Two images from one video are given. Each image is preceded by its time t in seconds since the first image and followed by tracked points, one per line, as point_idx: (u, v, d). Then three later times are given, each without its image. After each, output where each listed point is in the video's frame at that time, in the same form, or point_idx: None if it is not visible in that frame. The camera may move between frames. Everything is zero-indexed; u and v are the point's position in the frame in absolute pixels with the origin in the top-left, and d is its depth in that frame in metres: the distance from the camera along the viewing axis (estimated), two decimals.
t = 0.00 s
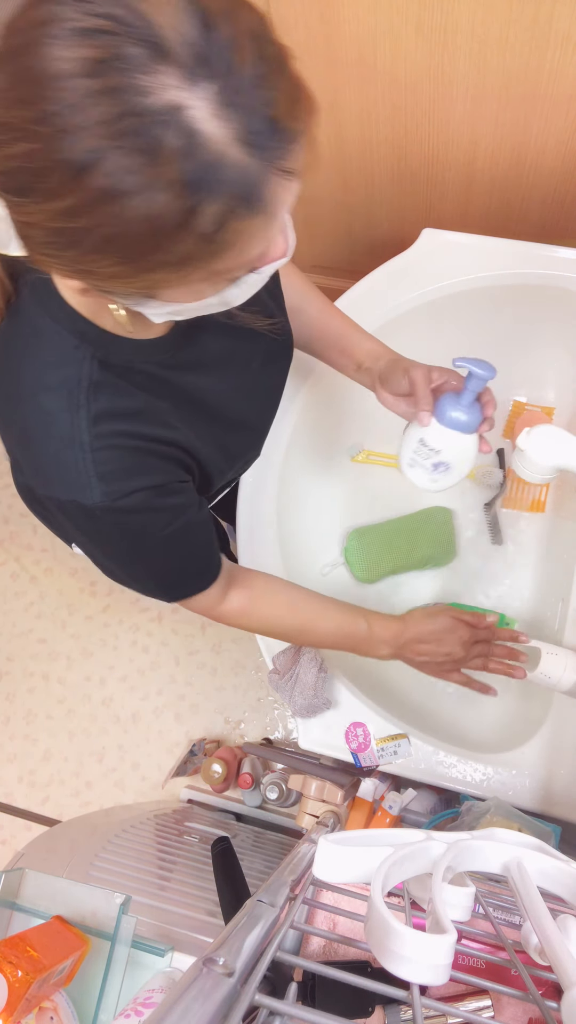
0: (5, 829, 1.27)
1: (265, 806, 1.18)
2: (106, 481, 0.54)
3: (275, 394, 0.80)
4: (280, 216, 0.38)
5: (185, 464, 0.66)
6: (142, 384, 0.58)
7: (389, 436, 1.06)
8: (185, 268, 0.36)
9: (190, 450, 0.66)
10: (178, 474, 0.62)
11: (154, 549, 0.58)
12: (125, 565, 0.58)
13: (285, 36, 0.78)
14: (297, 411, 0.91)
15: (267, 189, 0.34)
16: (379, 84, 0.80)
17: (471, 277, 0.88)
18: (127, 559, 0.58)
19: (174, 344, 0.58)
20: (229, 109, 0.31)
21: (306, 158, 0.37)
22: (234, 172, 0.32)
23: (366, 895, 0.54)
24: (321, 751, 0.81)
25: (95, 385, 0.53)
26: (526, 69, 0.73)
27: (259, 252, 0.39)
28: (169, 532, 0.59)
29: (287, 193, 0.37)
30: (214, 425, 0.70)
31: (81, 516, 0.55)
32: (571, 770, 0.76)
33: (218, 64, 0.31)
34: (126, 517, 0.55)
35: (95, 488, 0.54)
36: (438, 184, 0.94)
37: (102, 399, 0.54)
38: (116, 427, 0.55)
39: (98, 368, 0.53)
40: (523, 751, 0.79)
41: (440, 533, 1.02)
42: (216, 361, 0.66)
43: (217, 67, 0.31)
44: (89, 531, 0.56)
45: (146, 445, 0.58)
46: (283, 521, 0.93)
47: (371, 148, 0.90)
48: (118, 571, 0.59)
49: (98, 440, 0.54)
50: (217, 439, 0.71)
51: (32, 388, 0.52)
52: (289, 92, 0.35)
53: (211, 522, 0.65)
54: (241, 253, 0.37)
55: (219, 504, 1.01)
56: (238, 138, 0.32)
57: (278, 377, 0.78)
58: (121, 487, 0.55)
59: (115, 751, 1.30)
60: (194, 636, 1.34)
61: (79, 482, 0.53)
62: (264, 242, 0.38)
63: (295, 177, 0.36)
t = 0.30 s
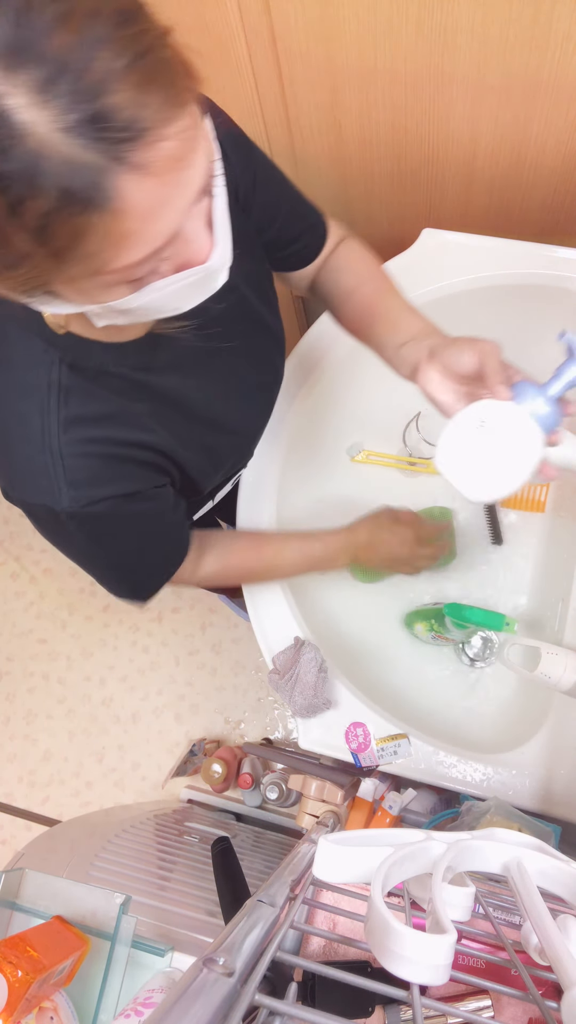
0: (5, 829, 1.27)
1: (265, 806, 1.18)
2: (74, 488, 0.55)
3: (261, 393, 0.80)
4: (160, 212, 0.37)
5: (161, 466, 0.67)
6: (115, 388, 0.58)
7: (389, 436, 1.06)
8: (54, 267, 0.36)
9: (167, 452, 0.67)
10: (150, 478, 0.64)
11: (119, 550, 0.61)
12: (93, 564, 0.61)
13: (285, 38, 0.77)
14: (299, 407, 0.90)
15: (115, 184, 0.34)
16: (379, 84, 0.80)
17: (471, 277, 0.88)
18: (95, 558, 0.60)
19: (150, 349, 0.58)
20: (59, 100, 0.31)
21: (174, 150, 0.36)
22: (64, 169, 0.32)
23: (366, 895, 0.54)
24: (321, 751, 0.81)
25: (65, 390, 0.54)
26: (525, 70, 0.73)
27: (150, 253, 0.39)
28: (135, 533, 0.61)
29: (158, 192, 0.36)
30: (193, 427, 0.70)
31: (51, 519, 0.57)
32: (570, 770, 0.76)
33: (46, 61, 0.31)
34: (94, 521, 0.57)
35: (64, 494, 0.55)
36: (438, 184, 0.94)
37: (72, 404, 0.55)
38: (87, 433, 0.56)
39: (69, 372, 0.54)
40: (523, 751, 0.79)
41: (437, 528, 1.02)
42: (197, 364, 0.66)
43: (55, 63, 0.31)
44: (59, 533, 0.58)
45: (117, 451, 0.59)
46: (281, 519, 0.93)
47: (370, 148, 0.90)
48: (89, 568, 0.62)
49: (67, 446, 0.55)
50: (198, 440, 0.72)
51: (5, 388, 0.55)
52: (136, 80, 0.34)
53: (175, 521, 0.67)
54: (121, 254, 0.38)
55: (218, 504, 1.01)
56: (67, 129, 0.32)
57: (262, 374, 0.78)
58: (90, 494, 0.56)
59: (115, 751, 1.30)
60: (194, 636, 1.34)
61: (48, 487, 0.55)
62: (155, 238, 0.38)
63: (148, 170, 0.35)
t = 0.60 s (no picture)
0: (5, 829, 1.27)
1: (265, 806, 1.18)
2: (83, 492, 0.57)
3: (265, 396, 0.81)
4: (47, 194, 0.35)
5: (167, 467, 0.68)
6: (118, 394, 0.59)
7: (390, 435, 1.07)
8: None
9: (173, 455, 0.68)
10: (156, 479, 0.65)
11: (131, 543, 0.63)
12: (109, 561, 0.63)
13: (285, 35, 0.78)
14: (290, 419, 0.92)
15: None
16: (379, 84, 0.80)
17: (471, 277, 0.88)
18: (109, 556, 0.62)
19: (156, 357, 0.59)
20: None
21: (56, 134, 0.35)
22: None
23: (365, 895, 0.54)
24: (321, 751, 0.81)
25: (67, 396, 0.55)
26: (525, 70, 0.73)
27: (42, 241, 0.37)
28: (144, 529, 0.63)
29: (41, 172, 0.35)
30: (203, 430, 0.71)
31: (61, 522, 0.58)
32: (571, 770, 0.76)
33: None
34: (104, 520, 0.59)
35: (72, 499, 0.56)
36: (438, 184, 0.94)
37: (73, 412, 0.55)
38: (88, 439, 0.57)
39: (71, 378, 0.55)
40: (523, 751, 0.79)
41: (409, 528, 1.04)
42: (201, 371, 0.67)
43: None
44: (65, 532, 0.60)
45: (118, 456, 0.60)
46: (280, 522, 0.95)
47: (370, 148, 0.91)
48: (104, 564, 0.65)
49: (70, 453, 0.56)
50: (206, 443, 0.73)
51: (5, 395, 0.55)
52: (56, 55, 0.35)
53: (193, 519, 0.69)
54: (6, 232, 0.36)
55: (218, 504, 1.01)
56: None
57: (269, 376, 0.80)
58: (94, 500, 0.57)
59: (115, 751, 1.30)
60: (194, 636, 1.34)
61: (55, 492, 0.56)
62: (48, 215, 0.36)
63: (24, 144, 0.34)
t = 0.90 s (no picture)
0: (6, 829, 1.27)
1: (266, 806, 1.17)
2: (33, 470, 0.55)
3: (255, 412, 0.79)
4: (43, 93, 0.39)
5: (134, 468, 0.66)
6: (95, 380, 0.59)
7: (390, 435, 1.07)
8: None
9: (142, 456, 0.66)
10: (118, 479, 0.63)
11: (79, 538, 0.60)
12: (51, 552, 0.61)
13: (285, 36, 0.78)
14: (290, 420, 0.92)
15: None
16: (380, 84, 0.80)
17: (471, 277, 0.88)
18: (51, 546, 0.60)
19: (136, 349, 0.60)
20: None
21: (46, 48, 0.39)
22: None
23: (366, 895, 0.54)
24: (321, 750, 0.81)
25: (40, 366, 0.55)
26: (526, 70, 0.73)
27: (23, 140, 0.41)
28: (96, 526, 0.61)
29: (43, 67, 0.39)
30: (181, 436, 0.69)
31: (7, 499, 0.56)
32: (571, 771, 0.76)
33: None
34: (52, 506, 0.57)
35: (20, 474, 0.55)
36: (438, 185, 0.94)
37: (43, 385, 0.56)
38: (56, 416, 0.57)
39: (48, 350, 0.56)
40: (523, 752, 0.78)
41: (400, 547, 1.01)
42: (181, 372, 0.66)
43: None
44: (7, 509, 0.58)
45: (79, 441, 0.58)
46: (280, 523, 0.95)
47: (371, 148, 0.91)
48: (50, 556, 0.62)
49: (29, 424, 0.55)
50: (183, 451, 0.71)
51: None
52: None
53: (148, 527, 0.67)
54: None
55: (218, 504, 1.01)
56: None
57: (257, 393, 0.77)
58: (42, 480, 0.56)
59: (115, 750, 1.30)
60: (194, 636, 1.34)
61: (6, 465, 0.55)
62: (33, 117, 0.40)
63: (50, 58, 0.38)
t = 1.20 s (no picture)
0: (6, 829, 1.27)
1: (265, 806, 1.17)
2: (16, 454, 0.55)
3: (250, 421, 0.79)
4: (48, 63, 0.40)
5: (123, 465, 0.66)
6: (87, 372, 0.59)
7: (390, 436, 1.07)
8: None
9: (132, 454, 0.66)
10: (106, 474, 0.63)
11: (58, 529, 0.59)
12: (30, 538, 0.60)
13: (285, 36, 0.78)
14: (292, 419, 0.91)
15: None
16: (379, 83, 0.80)
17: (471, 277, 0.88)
18: (30, 533, 0.59)
19: (131, 345, 0.59)
20: None
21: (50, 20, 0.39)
22: None
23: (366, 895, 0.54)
24: (321, 751, 0.81)
25: (31, 352, 0.55)
26: (526, 70, 0.73)
27: (25, 110, 0.41)
28: (77, 519, 0.60)
29: (50, 36, 0.39)
30: (173, 438, 0.69)
31: None
32: (571, 770, 0.76)
33: None
34: (32, 494, 0.56)
35: (2, 457, 0.54)
36: (438, 185, 0.94)
37: (33, 371, 0.55)
38: (45, 405, 0.56)
39: (41, 336, 0.55)
40: (523, 752, 0.78)
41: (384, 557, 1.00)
42: (175, 372, 0.65)
43: None
44: None
45: (66, 432, 0.58)
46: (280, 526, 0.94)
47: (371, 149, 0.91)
48: (28, 542, 0.62)
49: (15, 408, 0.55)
50: (176, 455, 0.71)
51: None
52: None
53: (132, 527, 0.66)
54: None
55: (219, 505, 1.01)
56: None
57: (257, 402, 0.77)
58: (26, 466, 0.55)
59: (115, 750, 1.30)
60: (194, 636, 1.34)
61: None
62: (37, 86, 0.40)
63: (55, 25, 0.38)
